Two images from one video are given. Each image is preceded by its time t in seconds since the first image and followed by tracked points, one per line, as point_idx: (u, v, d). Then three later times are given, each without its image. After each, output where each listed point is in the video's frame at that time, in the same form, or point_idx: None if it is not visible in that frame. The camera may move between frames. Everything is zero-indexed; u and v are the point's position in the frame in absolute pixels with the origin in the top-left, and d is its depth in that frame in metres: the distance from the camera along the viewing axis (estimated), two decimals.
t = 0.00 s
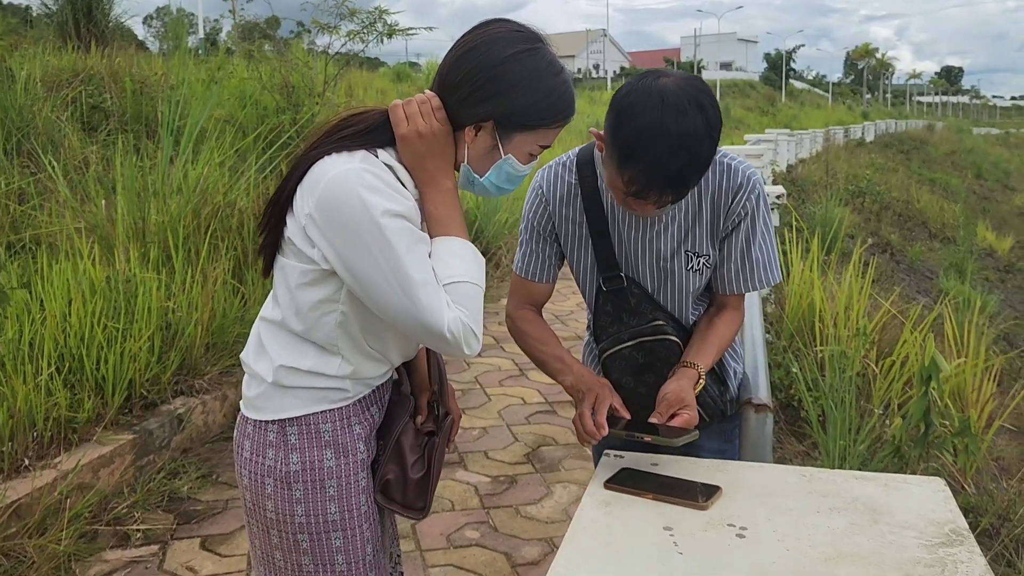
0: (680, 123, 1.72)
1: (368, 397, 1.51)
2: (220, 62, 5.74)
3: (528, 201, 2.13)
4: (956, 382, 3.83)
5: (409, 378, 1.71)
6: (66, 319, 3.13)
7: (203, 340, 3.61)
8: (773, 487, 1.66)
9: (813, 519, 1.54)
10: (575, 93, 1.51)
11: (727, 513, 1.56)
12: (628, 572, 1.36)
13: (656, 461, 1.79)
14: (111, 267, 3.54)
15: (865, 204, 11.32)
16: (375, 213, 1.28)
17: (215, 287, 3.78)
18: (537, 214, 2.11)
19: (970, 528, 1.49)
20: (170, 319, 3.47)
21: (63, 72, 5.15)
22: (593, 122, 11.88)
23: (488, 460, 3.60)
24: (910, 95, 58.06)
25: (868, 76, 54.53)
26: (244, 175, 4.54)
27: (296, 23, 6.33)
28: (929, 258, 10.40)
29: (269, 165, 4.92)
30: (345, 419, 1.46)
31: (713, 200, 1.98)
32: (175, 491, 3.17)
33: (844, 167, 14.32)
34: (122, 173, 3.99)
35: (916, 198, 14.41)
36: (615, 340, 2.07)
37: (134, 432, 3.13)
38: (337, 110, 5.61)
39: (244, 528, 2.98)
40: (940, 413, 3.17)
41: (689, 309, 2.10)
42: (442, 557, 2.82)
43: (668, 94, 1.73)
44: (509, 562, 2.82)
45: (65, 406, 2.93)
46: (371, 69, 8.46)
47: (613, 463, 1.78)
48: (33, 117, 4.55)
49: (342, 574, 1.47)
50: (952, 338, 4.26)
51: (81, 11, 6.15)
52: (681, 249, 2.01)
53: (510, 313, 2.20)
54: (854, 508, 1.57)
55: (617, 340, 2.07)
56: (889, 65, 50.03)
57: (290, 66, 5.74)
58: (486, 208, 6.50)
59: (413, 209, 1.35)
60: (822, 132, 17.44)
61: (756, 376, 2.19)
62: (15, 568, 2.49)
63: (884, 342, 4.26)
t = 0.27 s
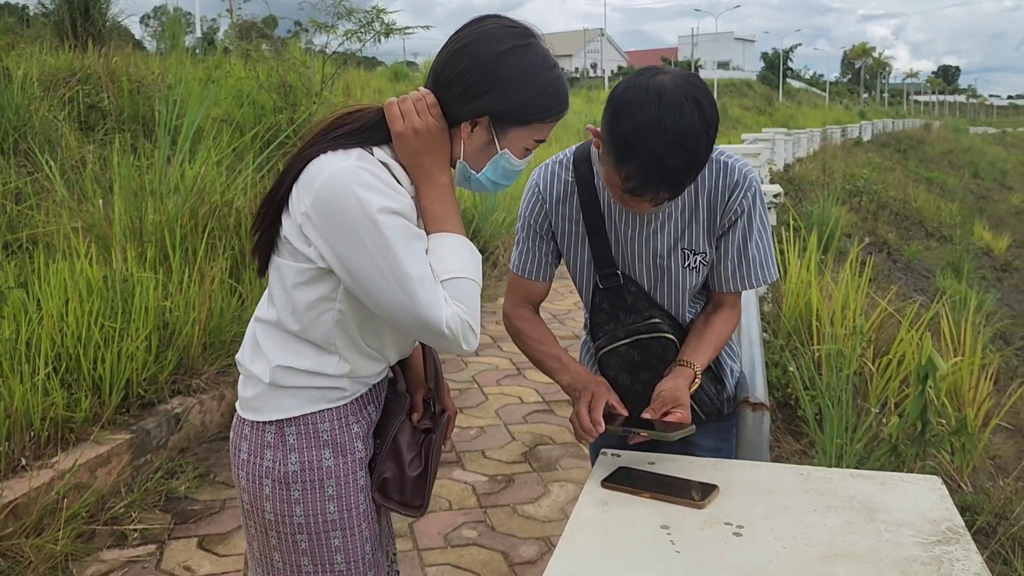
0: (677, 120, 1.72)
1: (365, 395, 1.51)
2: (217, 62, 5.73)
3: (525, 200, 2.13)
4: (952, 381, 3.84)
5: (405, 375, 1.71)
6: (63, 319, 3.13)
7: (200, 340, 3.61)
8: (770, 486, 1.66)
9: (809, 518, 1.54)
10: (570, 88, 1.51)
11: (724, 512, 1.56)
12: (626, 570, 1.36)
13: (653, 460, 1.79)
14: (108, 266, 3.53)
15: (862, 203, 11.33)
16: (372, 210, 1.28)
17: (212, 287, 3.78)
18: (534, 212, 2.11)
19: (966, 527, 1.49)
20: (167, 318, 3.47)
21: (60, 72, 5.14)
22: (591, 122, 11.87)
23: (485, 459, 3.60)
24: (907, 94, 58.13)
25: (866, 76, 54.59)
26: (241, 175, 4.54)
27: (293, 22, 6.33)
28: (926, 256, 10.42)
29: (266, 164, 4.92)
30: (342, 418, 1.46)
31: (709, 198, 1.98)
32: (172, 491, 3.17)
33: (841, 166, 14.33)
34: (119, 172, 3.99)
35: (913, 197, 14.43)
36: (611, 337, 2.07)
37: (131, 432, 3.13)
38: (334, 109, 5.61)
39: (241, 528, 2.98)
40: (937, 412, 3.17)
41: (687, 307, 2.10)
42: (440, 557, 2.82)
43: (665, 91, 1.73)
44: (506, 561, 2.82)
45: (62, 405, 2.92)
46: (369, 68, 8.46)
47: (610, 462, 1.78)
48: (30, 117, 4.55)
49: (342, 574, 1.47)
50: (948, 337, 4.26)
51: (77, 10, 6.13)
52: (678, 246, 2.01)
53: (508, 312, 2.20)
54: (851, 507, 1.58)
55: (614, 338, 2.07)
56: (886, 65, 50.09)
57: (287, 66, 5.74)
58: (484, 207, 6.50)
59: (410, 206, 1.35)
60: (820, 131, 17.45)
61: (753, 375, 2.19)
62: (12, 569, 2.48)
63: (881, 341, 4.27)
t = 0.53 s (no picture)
0: (675, 118, 1.72)
1: (363, 393, 1.52)
2: (214, 60, 5.72)
3: (522, 198, 2.13)
4: (949, 378, 3.85)
5: (401, 373, 1.71)
6: (60, 318, 3.12)
7: (198, 338, 3.61)
8: (767, 483, 1.67)
9: (807, 515, 1.54)
10: (567, 84, 1.52)
11: (721, 509, 1.56)
12: (623, 568, 1.37)
13: (650, 458, 1.80)
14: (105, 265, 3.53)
15: (859, 202, 11.35)
16: (370, 207, 1.28)
17: (210, 285, 3.77)
18: (531, 210, 2.11)
19: (963, 524, 1.50)
20: (164, 317, 3.46)
21: (57, 70, 5.13)
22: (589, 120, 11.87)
23: (483, 457, 3.60)
24: (904, 93, 58.20)
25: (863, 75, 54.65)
26: (239, 173, 4.54)
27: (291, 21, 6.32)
28: (923, 255, 10.44)
29: (264, 162, 4.91)
30: (341, 416, 1.46)
31: (707, 197, 1.99)
32: (170, 489, 3.16)
33: (838, 165, 14.34)
34: (117, 171, 3.98)
35: (910, 196, 14.45)
36: (608, 335, 2.08)
37: (128, 431, 3.12)
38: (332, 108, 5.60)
39: (239, 527, 2.98)
40: (933, 410, 3.18)
41: (683, 306, 2.10)
42: (438, 555, 2.82)
43: (663, 89, 1.74)
44: (504, 559, 2.82)
45: (60, 404, 2.92)
46: (366, 67, 8.45)
47: (608, 459, 1.79)
48: (27, 115, 4.54)
49: (342, 572, 1.47)
50: (945, 335, 4.27)
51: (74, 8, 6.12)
52: (675, 245, 2.01)
53: (505, 310, 2.19)
54: (848, 504, 1.58)
55: (610, 336, 2.07)
56: (883, 64, 50.14)
57: (285, 64, 5.74)
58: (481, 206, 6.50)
59: (408, 203, 1.35)
60: (817, 130, 17.46)
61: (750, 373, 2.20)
62: (9, 567, 2.48)
63: (878, 340, 4.27)
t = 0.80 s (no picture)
0: (673, 117, 1.72)
1: (363, 391, 1.52)
2: (211, 58, 5.71)
3: (519, 195, 2.13)
4: (946, 376, 3.86)
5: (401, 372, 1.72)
6: (58, 316, 3.12)
7: (195, 336, 3.60)
8: (765, 481, 1.67)
9: (804, 512, 1.55)
10: (565, 79, 1.52)
11: (719, 507, 1.57)
12: (622, 565, 1.37)
13: (648, 455, 1.80)
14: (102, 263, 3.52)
15: (856, 200, 11.36)
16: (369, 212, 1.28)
17: (207, 284, 3.77)
18: (528, 208, 2.11)
19: (960, 521, 1.50)
20: (162, 315, 3.46)
21: (54, 68, 5.12)
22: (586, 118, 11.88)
23: (481, 455, 3.60)
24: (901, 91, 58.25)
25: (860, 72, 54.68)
26: (236, 171, 4.53)
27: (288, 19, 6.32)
28: (920, 252, 10.46)
29: (261, 160, 4.91)
30: (341, 414, 1.46)
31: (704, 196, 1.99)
32: (168, 487, 3.16)
33: (835, 163, 14.36)
34: (114, 169, 3.98)
35: (907, 194, 14.47)
36: (604, 334, 2.08)
37: (126, 429, 3.12)
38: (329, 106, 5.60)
39: (237, 525, 2.98)
40: (930, 407, 3.19)
41: (680, 304, 2.10)
42: (436, 552, 2.82)
43: (661, 88, 1.74)
44: (502, 557, 2.82)
45: (57, 402, 2.92)
46: (364, 65, 8.44)
47: (606, 457, 1.79)
48: (24, 113, 4.53)
49: (341, 570, 1.47)
50: (942, 332, 4.28)
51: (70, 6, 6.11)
52: (672, 243, 2.02)
53: (502, 309, 2.20)
54: (846, 501, 1.58)
55: (607, 334, 2.07)
56: (880, 62, 50.19)
57: (282, 62, 5.73)
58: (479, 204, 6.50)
59: (406, 206, 1.35)
60: (814, 128, 17.49)
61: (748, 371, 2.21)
62: (7, 566, 2.48)
63: (875, 337, 4.28)
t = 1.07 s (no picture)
0: (670, 112, 1.72)
1: (364, 388, 1.52)
2: (208, 55, 5.71)
3: (516, 192, 2.13)
4: (943, 373, 3.87)
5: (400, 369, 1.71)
6: (55, 314, 3.12)
7: (192, 334, 3.60)
8: (762, 477, 1.67)
9: (801, 508, 1.55)
10: (561, 67, 1.53)
11: (717, 502, 1.57)
12: (619, 561, 1.37)
13: (646, 451, 1.80)
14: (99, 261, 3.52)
15: (853, 198, 11.37)
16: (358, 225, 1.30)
17: (205, 281, 3.77)
18: (525, 205, 2.11)
19: (956, 516, 1.51)
20: (159, 312, 3.46)
21: (50, 65, 5.11)
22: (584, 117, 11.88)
23: (478, 452, 3.61)
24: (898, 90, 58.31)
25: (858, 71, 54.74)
26: (233, 169, 4.53)
27: (285, 16, 6.31)
28: (916, 250, 10.48)
29: (258, 158, 4.91)
30: (342, 411, 1.47)
31: (701, 191, 1.99)
32: (165, 485, 3.16)
33: (832, 161, 14.37)
34: (110, 167, 3.97)
35: (904, 192, 14.49)
36: (600, 330, 2.08)
37: (123, 426, 3.12)
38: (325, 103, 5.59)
39: (234, 522, 2.98)
40: (927, 404, 3.20)
41: (676, 301, 2.11)
42: (433, 549, 2.83)
43: (657, 83, 1.74)
44: (499, 554, 2.83)
45: (54, 400, 2.92)
46: (361, 62, 8.44)
47: (604, 453, 1.79)
48: (21, 110, 4.52)
49: (341, 566, 1.47)
50: (939, 329, 4.29)
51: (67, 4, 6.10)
52: (669, 240, 2.02)
53: (499, 305, 2.20)
54: (842, 497, 1.59)
55: (603, 330, 2.08)
56: (877, 61, 50.23)
57: (279, 60, 5.73)
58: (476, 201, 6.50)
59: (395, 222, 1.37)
60: (811, 126, 17.50)
61: (745, 368, 2.22)
62: (4, 563, 2.48)
63: (872, 334, 4.29)
